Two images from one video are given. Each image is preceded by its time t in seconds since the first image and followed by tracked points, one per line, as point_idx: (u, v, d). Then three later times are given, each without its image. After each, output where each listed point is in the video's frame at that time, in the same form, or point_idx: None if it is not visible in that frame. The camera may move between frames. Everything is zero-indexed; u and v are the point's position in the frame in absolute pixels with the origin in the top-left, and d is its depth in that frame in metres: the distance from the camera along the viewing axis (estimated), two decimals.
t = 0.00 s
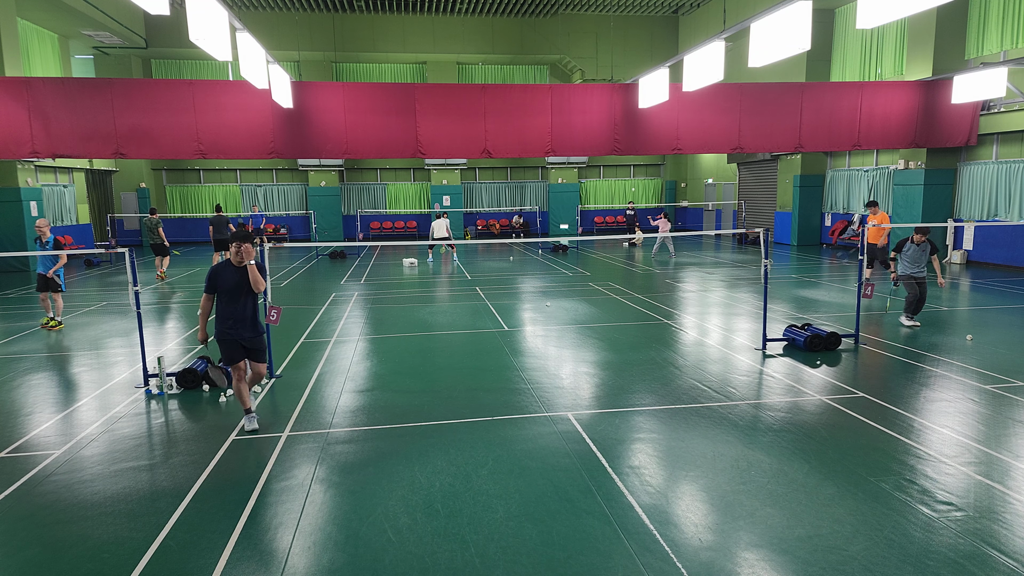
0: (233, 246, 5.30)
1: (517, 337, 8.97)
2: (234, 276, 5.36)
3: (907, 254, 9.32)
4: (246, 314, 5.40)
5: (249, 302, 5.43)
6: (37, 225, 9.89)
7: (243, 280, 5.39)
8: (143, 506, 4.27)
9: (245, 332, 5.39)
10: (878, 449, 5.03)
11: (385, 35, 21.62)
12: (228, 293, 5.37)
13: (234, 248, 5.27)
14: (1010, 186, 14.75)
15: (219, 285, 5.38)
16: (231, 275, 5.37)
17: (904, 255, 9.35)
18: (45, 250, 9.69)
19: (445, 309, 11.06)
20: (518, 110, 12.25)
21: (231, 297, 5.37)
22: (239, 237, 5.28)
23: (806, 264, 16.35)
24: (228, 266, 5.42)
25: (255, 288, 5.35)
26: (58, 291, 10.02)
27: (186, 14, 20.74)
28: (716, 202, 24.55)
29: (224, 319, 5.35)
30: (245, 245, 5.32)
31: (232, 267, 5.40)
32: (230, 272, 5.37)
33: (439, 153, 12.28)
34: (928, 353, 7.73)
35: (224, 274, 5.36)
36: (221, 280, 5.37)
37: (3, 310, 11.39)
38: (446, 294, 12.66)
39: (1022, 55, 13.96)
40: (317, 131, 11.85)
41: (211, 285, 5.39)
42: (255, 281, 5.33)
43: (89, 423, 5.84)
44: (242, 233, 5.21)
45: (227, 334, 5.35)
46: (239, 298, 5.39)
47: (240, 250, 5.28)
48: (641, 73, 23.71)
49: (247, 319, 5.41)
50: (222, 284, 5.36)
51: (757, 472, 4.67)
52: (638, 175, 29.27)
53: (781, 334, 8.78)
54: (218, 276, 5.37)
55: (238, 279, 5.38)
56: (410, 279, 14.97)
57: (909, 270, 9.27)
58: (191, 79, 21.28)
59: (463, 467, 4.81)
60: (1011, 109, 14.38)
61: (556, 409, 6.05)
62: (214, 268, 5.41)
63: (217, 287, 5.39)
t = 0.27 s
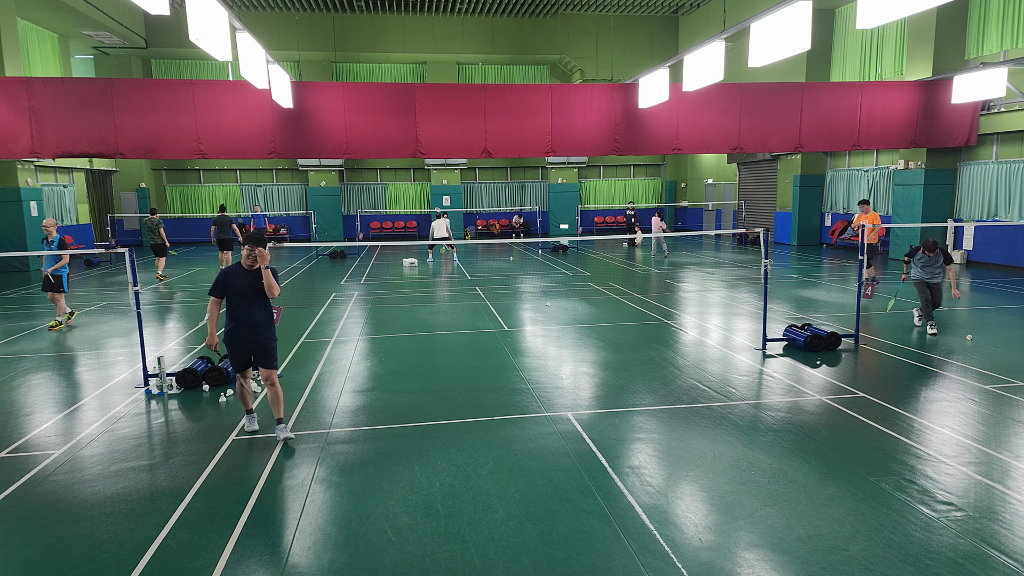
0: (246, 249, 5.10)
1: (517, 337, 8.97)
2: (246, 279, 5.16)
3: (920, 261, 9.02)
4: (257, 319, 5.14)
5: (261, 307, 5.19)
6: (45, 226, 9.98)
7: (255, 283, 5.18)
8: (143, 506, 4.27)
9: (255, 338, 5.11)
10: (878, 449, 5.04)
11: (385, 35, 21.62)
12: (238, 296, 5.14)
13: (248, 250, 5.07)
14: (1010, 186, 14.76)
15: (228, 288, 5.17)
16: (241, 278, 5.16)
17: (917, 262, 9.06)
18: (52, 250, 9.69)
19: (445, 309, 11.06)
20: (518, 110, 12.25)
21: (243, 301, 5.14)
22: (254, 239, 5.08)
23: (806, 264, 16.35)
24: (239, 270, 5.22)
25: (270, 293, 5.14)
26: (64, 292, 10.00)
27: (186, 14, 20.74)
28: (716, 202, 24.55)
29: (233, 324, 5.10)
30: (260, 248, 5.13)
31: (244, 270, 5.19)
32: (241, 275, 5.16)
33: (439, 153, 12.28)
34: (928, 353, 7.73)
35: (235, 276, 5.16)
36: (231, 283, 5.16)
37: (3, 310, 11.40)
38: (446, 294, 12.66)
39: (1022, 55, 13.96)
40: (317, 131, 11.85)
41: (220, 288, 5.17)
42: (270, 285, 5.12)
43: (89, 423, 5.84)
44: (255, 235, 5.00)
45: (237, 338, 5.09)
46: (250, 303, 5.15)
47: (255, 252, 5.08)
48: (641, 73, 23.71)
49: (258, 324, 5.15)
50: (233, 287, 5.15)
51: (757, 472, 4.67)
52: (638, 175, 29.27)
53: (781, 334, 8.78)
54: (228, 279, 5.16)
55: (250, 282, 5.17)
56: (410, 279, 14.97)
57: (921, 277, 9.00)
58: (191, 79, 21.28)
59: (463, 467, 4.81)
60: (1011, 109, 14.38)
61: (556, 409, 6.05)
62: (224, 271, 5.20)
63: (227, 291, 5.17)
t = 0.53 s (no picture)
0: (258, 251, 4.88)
1: (517, 337, 8.97)
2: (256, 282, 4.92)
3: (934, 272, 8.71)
4: (268, 323, 4.89)
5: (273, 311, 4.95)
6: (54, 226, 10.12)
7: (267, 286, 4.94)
8: (143, 506, 4.27)
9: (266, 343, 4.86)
10: (879, 449, 5.03)
11: (385, 35, 21.62)
12: (248, 299, 4.90)
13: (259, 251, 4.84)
14: (1010, 186, 14.75)
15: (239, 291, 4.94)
16: (253, 281, 4.93)
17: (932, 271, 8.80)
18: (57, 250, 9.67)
19: (444, 309, 11.06)
20: (518, 110, 12.25)
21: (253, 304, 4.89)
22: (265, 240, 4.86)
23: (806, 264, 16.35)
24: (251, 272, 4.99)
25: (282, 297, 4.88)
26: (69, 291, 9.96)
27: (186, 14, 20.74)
28: (716, 202, 24.55)
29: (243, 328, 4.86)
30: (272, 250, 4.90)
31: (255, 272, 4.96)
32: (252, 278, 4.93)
33: (439, 153, 12.28)
34: (928, 353, 7.74)
35: (246, 279, 4.94)
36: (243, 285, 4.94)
37: (3, 310, 11.39)
38: (446, 294, 12.65)
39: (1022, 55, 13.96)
40: (317, 131, 11.85)
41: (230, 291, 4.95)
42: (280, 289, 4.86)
43: (89, 423, 5.85)
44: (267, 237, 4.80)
45: (246, 343, 4.85)
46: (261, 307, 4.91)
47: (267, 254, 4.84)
48: (641, 73, 23.71)
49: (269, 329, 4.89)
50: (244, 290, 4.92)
51: (757, 472, 4.67)
52: (638, 175, 29.27)
53: (781, 334, 8.78)
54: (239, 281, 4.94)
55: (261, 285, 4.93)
56: (410, 279, 14.97)
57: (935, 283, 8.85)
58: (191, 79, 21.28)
59: (463, 467, 4.81)
60: (1011, 109, 14.38)
61: (556, 409, 6.05)
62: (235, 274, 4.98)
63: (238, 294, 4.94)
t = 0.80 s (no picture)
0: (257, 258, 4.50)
1: (517, 337, 8.97)
2: (260, 290, 4.62)
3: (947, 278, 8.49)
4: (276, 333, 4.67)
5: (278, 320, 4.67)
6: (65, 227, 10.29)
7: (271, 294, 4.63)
8: (143, 506, 4.27)
9: (276, 354, 4.68)
10: (879, 449, 5.03)
11: (385, 35, 21.63)
12: (253, 309, 4.63)
13: (256, 260, 4.46)
14: (1010, 186, 14.75)
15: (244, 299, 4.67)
16: (257, 289, 4.64)
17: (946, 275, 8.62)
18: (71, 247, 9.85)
19: (444, 309, 11.06)
20: (518, 110, 12.25)
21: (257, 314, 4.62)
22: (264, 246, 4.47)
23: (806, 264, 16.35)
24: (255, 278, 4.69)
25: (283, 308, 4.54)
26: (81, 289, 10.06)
27: (186, 14, 20.74)
28: (716, 202, 24.55)
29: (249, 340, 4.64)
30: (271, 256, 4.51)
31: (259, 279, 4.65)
32: (256, 285, 4.64)
33: (439, 153, 12.28)
34: (927, 353, 7.74)
35: (250, 287, 4.65)
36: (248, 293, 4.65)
37: (3, 309, 11.40)
38: (446, 294, 12.65)
39: (1022, 55, 13.96)
40: (317, 131, 11.85)
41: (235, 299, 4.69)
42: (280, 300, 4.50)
43: (89, 423, 5.85)
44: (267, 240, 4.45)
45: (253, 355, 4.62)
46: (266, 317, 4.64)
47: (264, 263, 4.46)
48: (641, 73, 23.71)
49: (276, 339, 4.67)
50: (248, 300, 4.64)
51: (757, 473, 4.67)
52: (638, 175, 29.26)
53: (781, 334, 8.78)
54: (243, 289, 4.67)
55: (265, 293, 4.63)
56: (410, 279, 14.97)
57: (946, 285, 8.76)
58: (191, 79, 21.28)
59: (463, 467, 4.81)
60: (1011, 109, 14.39)
61: (556, 409, 6.05)
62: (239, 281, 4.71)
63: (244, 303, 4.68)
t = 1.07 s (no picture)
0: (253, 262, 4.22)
1: (517, 337, 8.97)
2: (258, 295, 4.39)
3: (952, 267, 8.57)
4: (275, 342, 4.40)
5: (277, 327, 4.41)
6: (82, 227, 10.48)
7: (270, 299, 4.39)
8: (143, 506, 4.27)
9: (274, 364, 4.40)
10: (879, 449, 5.04)
11: (386, 35, 21.64)
12: (251, 316, 4.39)
13: (250, 263, 4.20)
14: (1010, 186, 14.76)
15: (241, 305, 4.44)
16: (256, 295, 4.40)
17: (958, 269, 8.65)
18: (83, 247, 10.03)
19: (444, 309, 11.06)
20: (518, 110, 12.25)
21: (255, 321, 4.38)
22: (259, 249, 4.20)
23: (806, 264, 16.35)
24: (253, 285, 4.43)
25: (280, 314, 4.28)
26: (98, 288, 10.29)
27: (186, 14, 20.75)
28: (716, 203, 24.56)
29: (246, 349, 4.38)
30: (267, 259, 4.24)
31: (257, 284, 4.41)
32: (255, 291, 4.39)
33: (439, 153, 12.28)
34: (927, 353, 7.74)
35: (247, 291, 4.42)
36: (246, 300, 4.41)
37: (3, 309, 11.40)
38: (446, 294, 12.65)
39: (1022, 55, 13.97)
40: (317, 131, 11.85)
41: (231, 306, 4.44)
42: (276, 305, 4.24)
43: (90, 423, 5.85)
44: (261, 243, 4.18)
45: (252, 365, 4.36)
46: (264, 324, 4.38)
47: (260, 266, 4.19)
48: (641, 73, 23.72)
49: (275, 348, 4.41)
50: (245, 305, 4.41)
51: (757, 472, 4.67)
52: (638, 175, 29.27)
53: (781, 334, 8.78)
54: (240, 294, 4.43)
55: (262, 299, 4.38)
56: (410, 279, 14.97)
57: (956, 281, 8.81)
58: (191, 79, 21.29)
59: (463, 467, 4.81)
60: (1011, 109, 14.39)
61: (556, 409, 6.05)
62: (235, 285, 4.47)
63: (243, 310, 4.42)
